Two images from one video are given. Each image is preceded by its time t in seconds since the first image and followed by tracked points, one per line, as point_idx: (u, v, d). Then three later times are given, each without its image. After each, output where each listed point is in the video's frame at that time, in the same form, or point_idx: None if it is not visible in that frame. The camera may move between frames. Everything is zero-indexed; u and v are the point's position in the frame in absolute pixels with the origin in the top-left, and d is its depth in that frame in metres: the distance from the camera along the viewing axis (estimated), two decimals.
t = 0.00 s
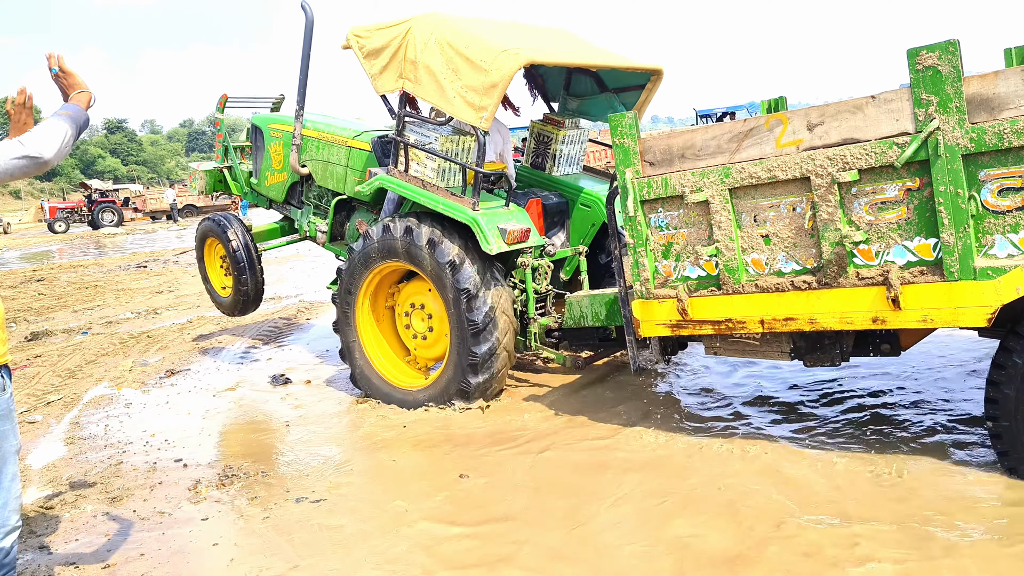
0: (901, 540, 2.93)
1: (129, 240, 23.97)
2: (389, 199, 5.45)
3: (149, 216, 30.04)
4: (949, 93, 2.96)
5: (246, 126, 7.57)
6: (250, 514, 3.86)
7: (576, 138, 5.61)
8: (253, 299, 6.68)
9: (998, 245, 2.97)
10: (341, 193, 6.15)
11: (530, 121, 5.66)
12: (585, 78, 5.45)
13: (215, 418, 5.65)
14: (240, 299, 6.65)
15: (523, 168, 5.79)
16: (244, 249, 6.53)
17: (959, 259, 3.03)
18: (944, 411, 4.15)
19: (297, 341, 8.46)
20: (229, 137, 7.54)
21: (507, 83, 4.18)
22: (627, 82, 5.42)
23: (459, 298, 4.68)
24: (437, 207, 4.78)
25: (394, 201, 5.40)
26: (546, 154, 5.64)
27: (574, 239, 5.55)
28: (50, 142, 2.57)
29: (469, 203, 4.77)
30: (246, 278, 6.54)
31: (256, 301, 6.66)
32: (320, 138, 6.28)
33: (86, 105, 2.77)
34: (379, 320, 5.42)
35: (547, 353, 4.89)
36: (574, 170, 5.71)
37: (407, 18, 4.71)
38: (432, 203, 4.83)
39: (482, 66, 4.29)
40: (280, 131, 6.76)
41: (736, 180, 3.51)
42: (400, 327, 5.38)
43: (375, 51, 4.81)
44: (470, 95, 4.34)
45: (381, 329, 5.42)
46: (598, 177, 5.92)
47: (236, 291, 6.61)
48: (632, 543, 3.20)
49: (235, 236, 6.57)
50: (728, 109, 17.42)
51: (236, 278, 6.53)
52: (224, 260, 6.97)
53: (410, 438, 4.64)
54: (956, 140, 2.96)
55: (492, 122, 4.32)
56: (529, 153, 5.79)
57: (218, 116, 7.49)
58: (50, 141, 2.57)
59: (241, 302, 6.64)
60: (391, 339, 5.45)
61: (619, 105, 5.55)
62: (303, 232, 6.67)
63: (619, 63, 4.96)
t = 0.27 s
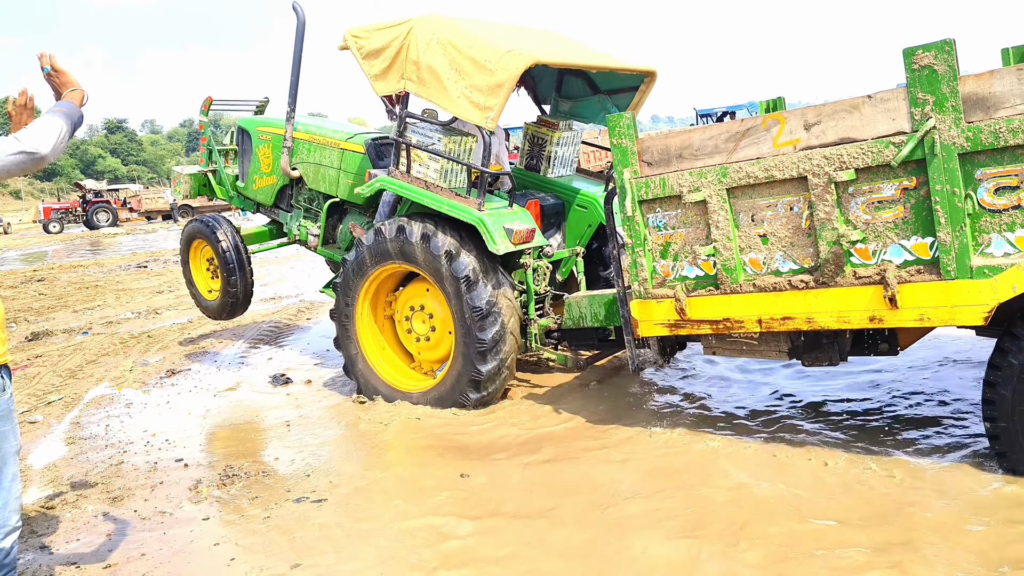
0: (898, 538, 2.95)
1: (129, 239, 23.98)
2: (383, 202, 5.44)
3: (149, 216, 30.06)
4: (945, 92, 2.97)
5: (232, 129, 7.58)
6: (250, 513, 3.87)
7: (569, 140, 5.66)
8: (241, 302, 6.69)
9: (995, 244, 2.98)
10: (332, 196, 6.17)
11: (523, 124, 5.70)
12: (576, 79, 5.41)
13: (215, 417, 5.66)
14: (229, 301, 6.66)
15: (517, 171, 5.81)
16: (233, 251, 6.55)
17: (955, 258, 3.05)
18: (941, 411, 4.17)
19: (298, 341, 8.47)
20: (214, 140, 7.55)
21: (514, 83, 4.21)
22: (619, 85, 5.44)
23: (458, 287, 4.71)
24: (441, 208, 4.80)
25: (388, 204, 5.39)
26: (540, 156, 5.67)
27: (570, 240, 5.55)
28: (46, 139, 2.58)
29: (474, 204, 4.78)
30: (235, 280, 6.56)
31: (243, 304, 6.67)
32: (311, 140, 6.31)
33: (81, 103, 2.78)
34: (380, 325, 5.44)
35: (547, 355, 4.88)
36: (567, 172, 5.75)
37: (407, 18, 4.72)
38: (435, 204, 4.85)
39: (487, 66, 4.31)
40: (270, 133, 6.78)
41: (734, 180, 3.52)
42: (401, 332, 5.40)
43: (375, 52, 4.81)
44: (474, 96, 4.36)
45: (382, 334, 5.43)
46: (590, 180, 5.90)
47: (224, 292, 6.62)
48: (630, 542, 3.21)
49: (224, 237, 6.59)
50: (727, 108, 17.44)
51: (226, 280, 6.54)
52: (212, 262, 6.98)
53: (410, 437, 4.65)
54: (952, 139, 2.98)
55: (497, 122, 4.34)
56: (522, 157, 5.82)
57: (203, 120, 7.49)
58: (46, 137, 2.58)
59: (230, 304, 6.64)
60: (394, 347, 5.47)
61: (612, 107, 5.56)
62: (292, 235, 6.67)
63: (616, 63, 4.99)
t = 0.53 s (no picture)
0: (900, 537, 2.94)
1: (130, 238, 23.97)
2: (378, 202, 5.42)
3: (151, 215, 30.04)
4: (946, 91, 2.96)
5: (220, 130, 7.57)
6: (251, 512, 3.86)
7: (563, 139, 5.61)
8: (230, 299, 6.68)
9: (997, 243, 2.97)
10: (325, 197, 6.17)
11: (518, 122, 5.67)
12: (571, 79, 5.40)
13: (216, 417, 5.65)
14: (217, 297, 6.64)
15: (512, 170, 5.78)
16: (224, 247, 6.55)
17: (957, 257, 3.04)
18: (942, 409, 4.17)
19: (298, 340, 8.46)
20: (201, 141, 7.54)
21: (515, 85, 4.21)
22: (613, 83, 5.44)
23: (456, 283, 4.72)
24: (442, 209, 4.80)
25: (383, 205, 5.36)
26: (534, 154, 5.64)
27: (567, 239, 5.53)
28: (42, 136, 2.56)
29: (475, 207, 4.77)
30: (225, 275, 6.55)
31: (229, 300, 6.66)
32: (303, 141, 6.30)
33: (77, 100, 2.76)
34: (379, 330, 5.43)
35: (548, 356, 4.88)
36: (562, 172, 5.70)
37: (404, 19, 4.71)
38: (436, 207, 4.84)
39: (487, 68, 4.31)
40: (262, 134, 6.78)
41: (734, 179, 3.51)
42: (400, 337, 5.38)
43: (371, 52, 4.80)
44: (473, 97, 4.35)
45: (381, 339, 5.42)
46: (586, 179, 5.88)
47: (213, 288, 6.61)
48: (632, 540, 3.20)
49: (216, 232, 6.59)
50: (728, 106, 17.43)
51: (215, 275, 6.53)
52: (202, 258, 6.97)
53: (410, 436, 4.64)
54: (953, 138, 2.96)
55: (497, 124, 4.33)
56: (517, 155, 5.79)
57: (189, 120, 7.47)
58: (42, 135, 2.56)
59: (218, 300, 6.63)
60: (395, 356, 5.44)
61: (606, 106, 5.55)
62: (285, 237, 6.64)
63: (614, 64, 4.99)
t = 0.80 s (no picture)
0: (905, 536, 2.92)
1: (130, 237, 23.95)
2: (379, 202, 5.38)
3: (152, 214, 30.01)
4: (952, 90, 2.94)
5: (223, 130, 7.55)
6: (253, 511, 3.84)
7: (567, 140, 5.61)
8: (227, 287, 6.65)
9: (1002, 243, 2.95)
10: (327, 196, 6.14)
11: (521, 123, 5.67)
12: (574, 79, 5.38)
13: (216, 416, 5.63)
14: (214, 285, 6.62)
15: (514, 170, 5.77)
16: (225, 233, 6.52)
17: (963, 257, 3.01)
18: (946, 409, 4.14)
19: (299, 340, 8.43)
20: (204, 140, 7.53)
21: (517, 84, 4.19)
22: (614, 84, 5.39)
23: (451, 276, 4.71)
24: (442, 208, 4.77)
25: (384, 205, 5.34)
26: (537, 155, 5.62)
27: (568, 240, 5.52)
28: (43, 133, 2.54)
29: (476, 206, 4.75)
30: (224, 261, 6.53)
31: (227, 288, 6.64)
32: (304, 140, 6.27)
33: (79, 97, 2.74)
34: (379, 332, 5.40)
35: (549, 357, 4.86)
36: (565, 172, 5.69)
37: (407, 17, 4.68)
38: (437, 205, 4.81)
39: (490, 67, 4.28)
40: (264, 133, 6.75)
41: (738, 180, 3.49)
42: (401, 339, 5.35)
43: (374, 51, 4.77)
44: (476, 96, 4.33)
45: (382, 341, 5.39)
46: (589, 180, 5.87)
47: (211, 274, 6.58)
48: (635, 539, 3.18)
49: (219, 218, 6.57)
50: (729, 105, 17.40)
51: (214, 260, 6.51)
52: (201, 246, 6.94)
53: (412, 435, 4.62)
54: (958, 138, 2.94)
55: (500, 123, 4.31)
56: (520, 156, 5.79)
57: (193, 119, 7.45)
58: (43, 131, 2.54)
59: (215, 286, 6.61)
60: (399, 358, 5.42)
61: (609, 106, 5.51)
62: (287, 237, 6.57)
63: (617, 64, 4.97)
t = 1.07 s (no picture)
0: (908, 535, 2.91)
1: (130, 235, 23.92)
2: (385, 200, 5.37)
3: (152, 212, 29.99)
4: (956, 88, 2.92)
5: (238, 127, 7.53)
6: (253, 509, 3.83)
7: (571, 140, 5.57)
8: (236, 285, 6.64)
9: (1006, 241, 2.94)
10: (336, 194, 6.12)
11: (525, 123, 5.58)
12: (581, 79, 5.40)
13: (217, 414, 5.62)
14: (224, 283, 6.61)
15: (519, 170, 5.70)
16: (235, 232, 6.50)
17: (966, 256, 3.00)
18: (948, 407, 4.13)
19: (299, 338, 8.42)
20: (220, 138, 7.52)
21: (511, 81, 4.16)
22: (621, 85, 5.39)
23: (444, 271, 4.69)
24: (438, 205, 4.75)
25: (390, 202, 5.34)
26: (542, 156, 5.56)
27: (570, 241, 5.52)
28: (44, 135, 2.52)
29: (471, 203, 4.72)
30: (234, 260, 6.51)
31: (238, 286, 6.63)
32: (315, 138, 6.26)
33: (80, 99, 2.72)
34: (379, 330, 5.39)
35: (547, 355, 4.85)
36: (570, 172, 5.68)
37: (406, 15, 4.66)
38: (432, 202, 4.79)
39: (485, 64, 4.26)
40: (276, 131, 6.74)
41: (740, 179, 3.48)
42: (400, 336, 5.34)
43: (374, 48, 4.76)
44: (472, 93, 4.31)
45: (382, 339, 5.39)
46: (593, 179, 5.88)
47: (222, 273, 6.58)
48: (637, 537, 3.17)
49: (229, 217, 6.55)
50: (730, 103, 17.37)
51: (224, 259, 6.50)
52: (212, 244, 6.93)
53: (413, 433, 4.61)
54: (962, 136, 2.93)
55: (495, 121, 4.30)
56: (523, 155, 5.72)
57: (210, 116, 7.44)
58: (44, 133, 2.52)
59: (225, 285, 6.60)
60: (398, 354, 5.41)
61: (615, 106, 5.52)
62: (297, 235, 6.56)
63: (618, 63, 4.94)
